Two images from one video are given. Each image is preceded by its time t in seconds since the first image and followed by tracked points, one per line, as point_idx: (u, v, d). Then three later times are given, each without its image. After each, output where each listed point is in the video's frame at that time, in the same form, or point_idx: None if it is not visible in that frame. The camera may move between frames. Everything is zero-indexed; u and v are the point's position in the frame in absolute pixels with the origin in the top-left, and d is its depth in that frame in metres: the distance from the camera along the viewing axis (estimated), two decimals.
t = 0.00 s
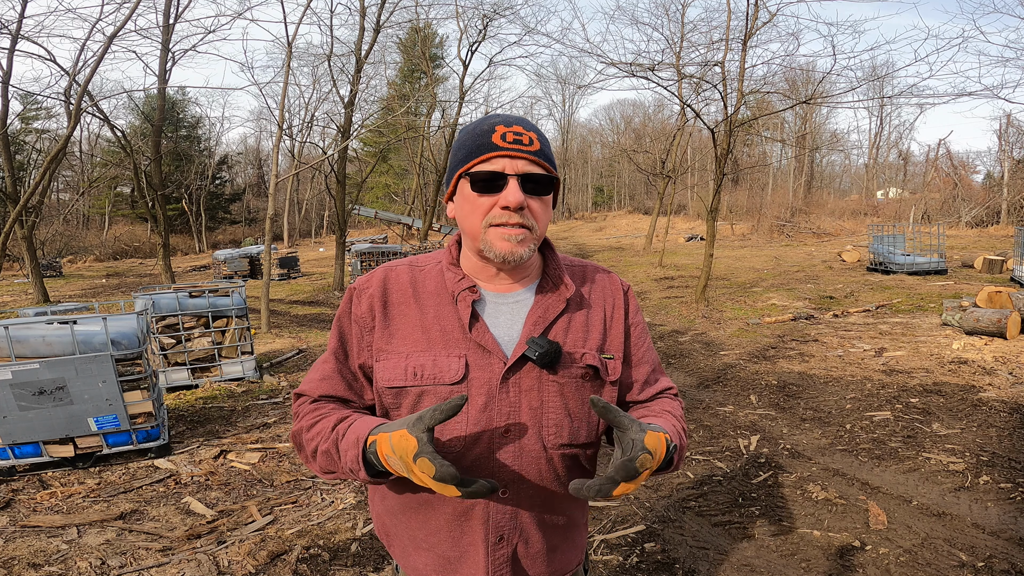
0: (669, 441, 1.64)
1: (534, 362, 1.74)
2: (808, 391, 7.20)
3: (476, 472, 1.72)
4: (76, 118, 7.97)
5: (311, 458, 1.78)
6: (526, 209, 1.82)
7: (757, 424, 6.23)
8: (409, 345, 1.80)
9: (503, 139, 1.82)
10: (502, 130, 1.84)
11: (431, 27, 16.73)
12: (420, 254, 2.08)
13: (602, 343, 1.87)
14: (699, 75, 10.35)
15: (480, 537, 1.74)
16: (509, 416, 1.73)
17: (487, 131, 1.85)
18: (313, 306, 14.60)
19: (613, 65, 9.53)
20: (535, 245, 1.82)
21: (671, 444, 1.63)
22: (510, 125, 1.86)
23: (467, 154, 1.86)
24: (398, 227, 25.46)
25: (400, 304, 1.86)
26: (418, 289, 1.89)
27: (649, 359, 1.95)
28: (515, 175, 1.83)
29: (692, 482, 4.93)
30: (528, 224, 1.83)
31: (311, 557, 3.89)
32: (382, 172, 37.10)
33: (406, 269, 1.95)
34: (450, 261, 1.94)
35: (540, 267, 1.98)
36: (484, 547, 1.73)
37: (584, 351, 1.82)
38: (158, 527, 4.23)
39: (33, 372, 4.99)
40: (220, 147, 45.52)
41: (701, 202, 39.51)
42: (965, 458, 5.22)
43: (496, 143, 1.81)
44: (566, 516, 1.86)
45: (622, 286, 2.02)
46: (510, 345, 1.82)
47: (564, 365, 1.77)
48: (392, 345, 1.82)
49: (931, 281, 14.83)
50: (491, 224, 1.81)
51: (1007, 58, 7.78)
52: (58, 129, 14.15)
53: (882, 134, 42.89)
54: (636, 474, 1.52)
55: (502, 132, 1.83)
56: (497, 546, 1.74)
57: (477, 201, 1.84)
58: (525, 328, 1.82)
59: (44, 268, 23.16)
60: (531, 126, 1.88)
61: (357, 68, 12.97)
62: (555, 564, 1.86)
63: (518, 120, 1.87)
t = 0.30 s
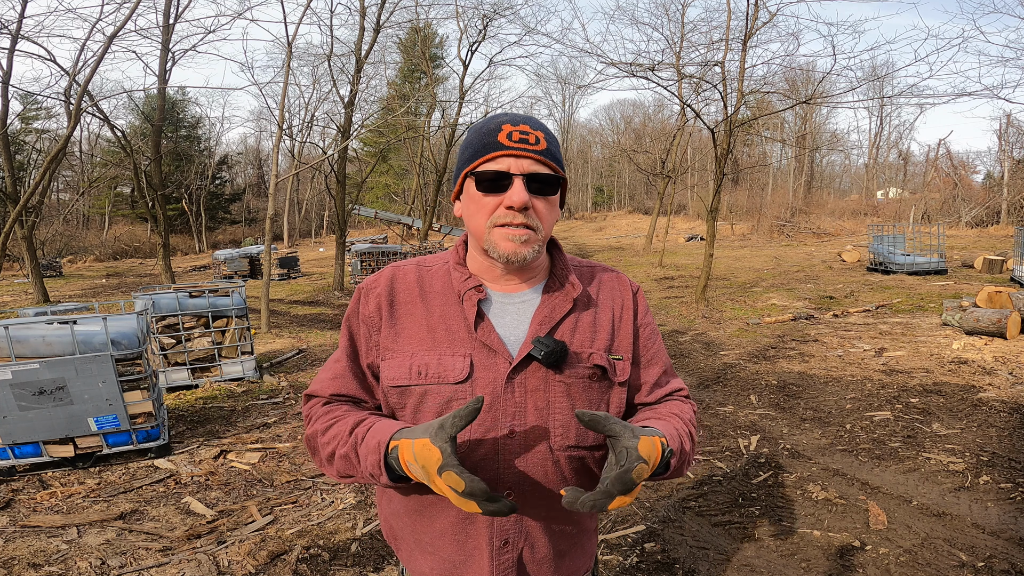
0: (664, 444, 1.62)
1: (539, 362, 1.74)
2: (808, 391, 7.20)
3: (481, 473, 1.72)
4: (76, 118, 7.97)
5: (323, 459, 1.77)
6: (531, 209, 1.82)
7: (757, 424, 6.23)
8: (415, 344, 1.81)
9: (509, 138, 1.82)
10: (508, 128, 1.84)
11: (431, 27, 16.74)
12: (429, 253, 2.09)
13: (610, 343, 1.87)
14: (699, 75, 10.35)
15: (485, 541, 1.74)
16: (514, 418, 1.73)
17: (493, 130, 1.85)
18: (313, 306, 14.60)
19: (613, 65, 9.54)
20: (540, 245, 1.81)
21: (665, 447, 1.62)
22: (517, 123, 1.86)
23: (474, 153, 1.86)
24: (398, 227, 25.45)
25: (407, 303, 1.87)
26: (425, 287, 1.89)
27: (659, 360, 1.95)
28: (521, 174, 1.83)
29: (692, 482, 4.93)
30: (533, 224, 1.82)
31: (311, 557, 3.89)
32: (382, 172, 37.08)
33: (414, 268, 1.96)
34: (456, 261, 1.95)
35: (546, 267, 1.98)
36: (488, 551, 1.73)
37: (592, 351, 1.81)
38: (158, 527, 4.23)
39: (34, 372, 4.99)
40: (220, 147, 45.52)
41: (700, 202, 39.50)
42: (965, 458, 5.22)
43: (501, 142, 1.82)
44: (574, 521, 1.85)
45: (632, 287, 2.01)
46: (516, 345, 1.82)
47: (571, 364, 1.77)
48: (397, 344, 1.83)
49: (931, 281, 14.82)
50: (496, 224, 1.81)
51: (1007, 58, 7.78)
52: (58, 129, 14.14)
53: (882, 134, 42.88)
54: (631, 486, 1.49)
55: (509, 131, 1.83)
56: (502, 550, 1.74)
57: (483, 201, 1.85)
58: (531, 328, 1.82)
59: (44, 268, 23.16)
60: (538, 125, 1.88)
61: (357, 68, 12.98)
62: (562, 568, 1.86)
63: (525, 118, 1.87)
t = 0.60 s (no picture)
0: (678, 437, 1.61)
1: (547, 363, 1.74)
2: (808, 391, 7.20)
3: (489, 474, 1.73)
4: (75, 118, 7.97)
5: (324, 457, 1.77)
6: (540, 212, 1.81)
7: (757, 424, 6.23)
8: (422, 346, 1.81)
9: (516, 139, 1.81)
10: (516, 129, 1.84)
11: (431, 27, 16.72)
12: (436, 254, 2.08)
13: (618, 343, 1.88)
14: (699, 75, 10.35)
15: (493, 543, 1.74)
16: (523, 419, 1.73)
17: (501, 131, 1.84)
18: (313, 306, 14.60)
19: (613, 65, 9.53)
20: (550, 248, 1.81)
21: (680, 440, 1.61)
22: (524, 123, 1.85)
23: (481, 154, 1.86)
24: (398, 227, 25.44)
25: (414, 304, 1.86)
26: (432, 288, 1.89)
27: (668, 358, 1.94)
28: (530, 177, 1.82)
29: (692, 482, 4.93)
30: (543, 227, 1.82)
31: (311, 557, 3.89)
32: (382, 172, 37.07)
33: (421, 269, 1.95)
34: (464, 261, 1.94)
35: (554, 267, 1.97)
36: (498, 554, 1.73)
37: (600, 351, 1.82)
38: (158, 527, 4.23)
39: (34, 372, 4.99)
40: (220, 147, 45.49)
41: (700, 202, 39.49)
42: (965, 458, 5.21)
43: (509, 143, 1.81)
44: (584, 523, 1.85)
45: (640, 285, 2.01)
46: (523, 346, 1.82)
47: (578, 365, 1.77)
48: (404, 345, 1.83)
49: (932, 281, 14.82)
50: (504, 228, 1.81)
51: (1008, 58, 7.78)
52: (57, 129, 14.14)
53: (882, 134, 42.87)
54: (639, 480, 1.50)
55: (516, 132, 1.83)
56: (511, 553, 1.74)
57: (492, 204, 1.84)
58: (539, 329, 1.82)
59: (44, 268, 23.16)
60: (546, 126, 1.87)
61: (357, 68, 12.99)
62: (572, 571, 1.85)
63: (532, 118, 1.87)
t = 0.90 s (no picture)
0: (697, 423, 1.63)
1: (554, 363, 1.75)
2: (808, 391, 7.20)
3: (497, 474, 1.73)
4: (75, 118, 7.97)
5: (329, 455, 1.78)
6: (541, 223, 1.81)
7: (757, 424, 6.23)
8: (428, 346, 1.81)
9: (512, 150, 1.80)
10: (511, 137, 1.81)
11: (431, 27, 16.72)
12: (441, 253, 2.08)
13: (624, 341, 1.88)
14: (699, 75, 10.33)
15: (502, 543, 1.74)
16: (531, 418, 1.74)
17: (496, 140, 1.83)
18: (313, 306, 14.60)
19: (613, 65, 9.51)
20: (552, 258, 1.82)
21: (699, 425, 1.63)
22: (519, 130, 1.82)
23: (478, 165, 1.85)
24: (398, 227, 25.46)
25: (420, 304, 1.86)
26: (438, 289, 1.89)
27: (675, 354, 1.94)
28: (527, 188, 1.82)
29: (692, 482, 4.93)
30: (544, 238, 1.81)
31: (311, 557, 3.89)
32: (382, 172, 37.06)
33: (427, 269, 1.95)
34: (470, 262, 1.94)
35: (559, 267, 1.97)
36: (506, 554, 1.73)
37: (606, 351, 1.82)
38: (158, 527, 4.23)
39: (33, 372, 4.99)
40: (220, 147, 45.47)
41: (701, 202, 39.48)
42: (965, 458, 5.21)
43: (505, 155, 1.80)
44: (591, 522, 1.85)
45: (646, 281, 2.00)
46: (530, 346, 1.82)
47: (585, 365, 1.77)
48: (411, 345, 1.83)
49: (931, 281, 14.82)
50: (505, 241, 1.81)
51: (1008, 58, 7.77)
52: (58, 129, 14.14)
53: (882, 134, 42.84)
54: (659, 468, 1.50)
55: (512, 141, 1.81)
56: (519, 553, 1.74)
57: (490, 217, 1.84)
58: (545, 329, 1.82)
59: (44, 268, 23.16)
60: (543, 130, 1.85)
61: (357, 68, 12.99)
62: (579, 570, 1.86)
63: (528, 124, 1.84)
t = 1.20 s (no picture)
0: (685, 436, 1.62)
1: (558, 365, 1.74)
2: (808, 391, 7.20)
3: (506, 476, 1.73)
4: (75, 118, 7.96)
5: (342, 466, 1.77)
6: (535, 235, 1.80)
7: (757, 424, 6.23)
8: (432, 352, 1.81)
9: (503, 161, 1.78)
10: (501, 147, 1.79)
11: (431, 27, 16.74)
12: (439, 255, 2.07)
13: (625, 339, 1.88)
14: (699, 75, 10.33)
15: (512, 543, 1.74)
16: (536, 421, 1.74)
17: (486, 150, 1.80)
18: (313, 306, 14.60)
19: (613, 65, 9.50)
20: (549, 266, 1.83)
21: (687, 438, 1.62)
22: (509, 138, 1.80)
23: (469, 177, 1.83)
24: (398, 227, 25.46)
25: (422, 308, 1.86)
26: (440, 293, 1.88)
27: (676, 350, 1.95)
28: (520, 199, 1.81)
29: (692, 482, 4.93)
30: (540, 249, 1.81)
31: (311, 557, 3.89)
32: (382, 172, 37.05)
33: (427, 273, 1.94)
34: (469, 266, 1.93)
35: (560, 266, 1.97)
36: (517, 553, 1.74)
37: (608, 350, 1.83)
38: (158, 527, 4.23)
39: (34, 372, 4.99)
40: (220, 147, 45.47)
41: (701, 202, 39.46)
42: (965, 458, 5.22)
43: (496, 167, 1.78)
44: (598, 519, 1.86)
45: (646, 277, 2.00)
46: (534, 349, 1.83)
47: (589, 365, 1.78)
48: (415, 350, 1.83)
49: (931, 281, 14.82)
50: (501, 255, 1.80)
51: (1008, 58, 7.76)
52: (57, 129, 14.14)
53: (881, 134, 42.84)
54: (628, 497, 1.49)
55: (502, 151, 1.79)
56: (530, 553, 1.75)
57: (485, 231, 1.83)
58: (548, 331, 1.82)
59: (44, 268, 23.16)
60: (533, 136, 1.82)
61: (357, 68, 12.99)
62: (587, 565, 1.87)
63: (519, 131, 1.81)
